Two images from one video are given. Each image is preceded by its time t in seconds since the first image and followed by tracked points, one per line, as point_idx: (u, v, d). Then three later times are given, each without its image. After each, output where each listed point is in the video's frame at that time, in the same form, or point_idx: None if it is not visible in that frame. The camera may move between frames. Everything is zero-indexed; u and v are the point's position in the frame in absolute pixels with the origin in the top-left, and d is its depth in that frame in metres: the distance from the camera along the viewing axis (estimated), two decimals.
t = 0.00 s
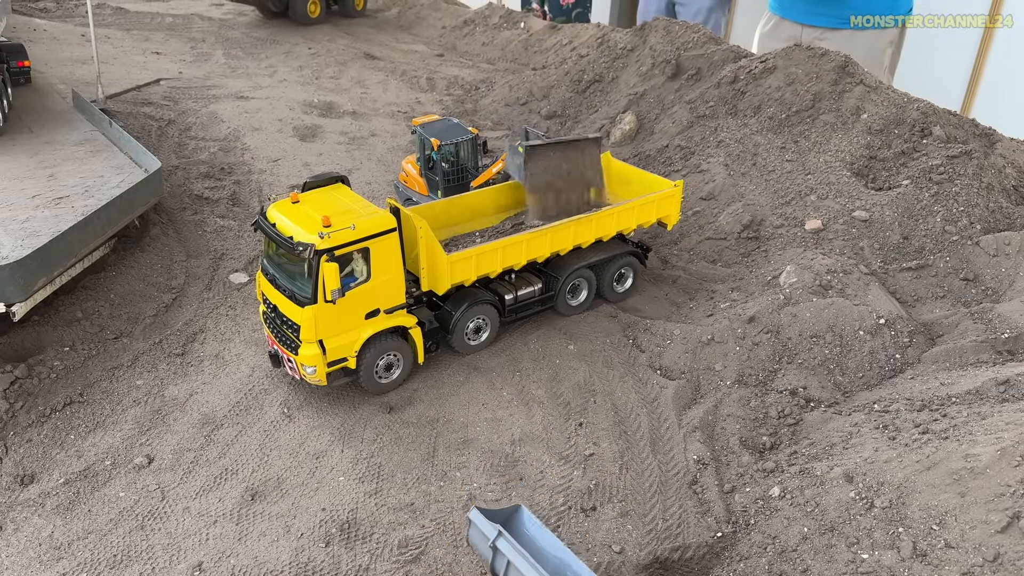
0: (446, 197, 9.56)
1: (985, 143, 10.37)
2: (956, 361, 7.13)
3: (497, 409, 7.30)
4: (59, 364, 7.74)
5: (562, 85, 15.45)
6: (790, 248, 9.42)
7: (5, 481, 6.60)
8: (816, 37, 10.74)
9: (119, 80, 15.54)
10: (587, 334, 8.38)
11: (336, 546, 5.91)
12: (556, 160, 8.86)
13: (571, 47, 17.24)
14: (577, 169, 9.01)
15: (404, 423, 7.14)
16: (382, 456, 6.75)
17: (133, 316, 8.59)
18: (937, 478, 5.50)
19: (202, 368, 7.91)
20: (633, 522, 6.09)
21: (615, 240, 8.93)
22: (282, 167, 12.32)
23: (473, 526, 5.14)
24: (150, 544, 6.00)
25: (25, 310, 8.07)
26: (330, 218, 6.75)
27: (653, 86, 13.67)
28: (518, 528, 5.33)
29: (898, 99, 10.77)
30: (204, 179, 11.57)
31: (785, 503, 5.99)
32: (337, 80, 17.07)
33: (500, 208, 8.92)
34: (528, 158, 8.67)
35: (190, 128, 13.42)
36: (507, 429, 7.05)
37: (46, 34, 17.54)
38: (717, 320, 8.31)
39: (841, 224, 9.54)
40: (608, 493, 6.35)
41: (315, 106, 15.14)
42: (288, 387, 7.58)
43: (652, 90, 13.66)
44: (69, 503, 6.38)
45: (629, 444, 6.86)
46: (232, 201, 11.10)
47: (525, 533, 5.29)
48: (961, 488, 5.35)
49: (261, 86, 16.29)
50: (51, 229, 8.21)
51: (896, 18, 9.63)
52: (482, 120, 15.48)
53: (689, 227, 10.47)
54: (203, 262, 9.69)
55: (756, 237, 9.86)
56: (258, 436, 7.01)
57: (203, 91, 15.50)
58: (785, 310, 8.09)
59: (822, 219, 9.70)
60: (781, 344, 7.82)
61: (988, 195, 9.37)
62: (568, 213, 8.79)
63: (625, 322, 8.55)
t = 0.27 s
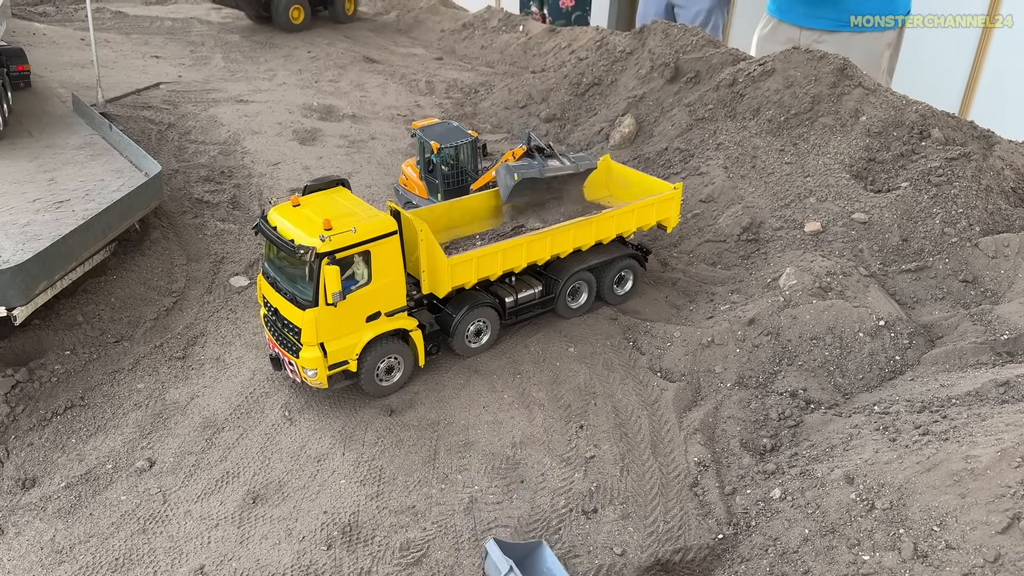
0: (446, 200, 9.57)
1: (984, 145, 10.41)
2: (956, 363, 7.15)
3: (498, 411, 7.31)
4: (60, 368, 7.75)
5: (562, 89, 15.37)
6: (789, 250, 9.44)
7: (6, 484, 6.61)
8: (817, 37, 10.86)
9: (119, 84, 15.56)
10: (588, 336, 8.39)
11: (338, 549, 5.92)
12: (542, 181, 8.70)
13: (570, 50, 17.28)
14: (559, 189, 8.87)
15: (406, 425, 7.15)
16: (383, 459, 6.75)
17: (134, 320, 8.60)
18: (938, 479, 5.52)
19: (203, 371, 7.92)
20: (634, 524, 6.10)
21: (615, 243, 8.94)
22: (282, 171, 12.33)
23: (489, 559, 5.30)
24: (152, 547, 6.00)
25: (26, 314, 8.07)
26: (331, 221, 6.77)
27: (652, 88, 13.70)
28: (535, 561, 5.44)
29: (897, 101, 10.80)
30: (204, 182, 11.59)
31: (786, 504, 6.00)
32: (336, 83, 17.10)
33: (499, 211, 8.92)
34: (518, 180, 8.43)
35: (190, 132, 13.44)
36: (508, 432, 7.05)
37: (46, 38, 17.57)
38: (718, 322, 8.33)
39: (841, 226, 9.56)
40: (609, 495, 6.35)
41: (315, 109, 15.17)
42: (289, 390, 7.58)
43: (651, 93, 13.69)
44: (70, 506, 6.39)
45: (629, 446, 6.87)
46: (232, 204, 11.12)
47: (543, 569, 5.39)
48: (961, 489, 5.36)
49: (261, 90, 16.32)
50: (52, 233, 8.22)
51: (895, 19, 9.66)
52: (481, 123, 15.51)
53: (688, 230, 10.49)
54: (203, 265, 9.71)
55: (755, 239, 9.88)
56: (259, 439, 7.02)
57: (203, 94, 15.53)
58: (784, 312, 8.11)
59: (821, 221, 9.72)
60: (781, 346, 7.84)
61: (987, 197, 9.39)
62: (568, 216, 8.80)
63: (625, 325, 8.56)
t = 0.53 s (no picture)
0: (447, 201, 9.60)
1: (983, 146, 10.44)
2: (956, 362, 7.18)
3: (500, 411, 7.33)
4: (62, 369, 7.76)
5: (562, 90, 15.45)
6: (789, 250, 9.47)
7: (10, 485, 6.62)
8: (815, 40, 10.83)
9: (119, 87, 15.60)
10: (589, 337, 8.41)
11: (341, 549, 5.93)
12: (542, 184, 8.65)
13: (570, 52, 17.33)
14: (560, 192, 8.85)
15: (408, 425, 7.17)
16: (386, 459, 6.77)
17: (136, 321, 8.62)
18: (939, 477, 5.53)
19: (205, 372, 7.93)
20: (636, 523, 6.11)
21: (615, 244, 8.96)
22: (283, 173, 12.36)
23: None
24: (155, 547, 6.02)
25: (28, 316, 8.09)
26: (333, 222, 6.79)
27: (652, 90, 13.75)
28: None
29: (896, 102, 10.83)
30: (205, 184, 11.61)
31: (788, 503, 6.02)
32: (336, 86, 17.13)
33: (500, 212, 8.94)
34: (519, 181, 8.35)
35: (191, 134, 13.46)
36: (510, 432, 7.07)
37: (46, 41, 17.61)
38: (718, 322, 8.35)
39: (841, 227, 9.59)
40: (611, 495, 6.37)
41: (315, 112, 15.21)
42: (292, 390, 7.60)
43: (650, 94, 13.74)
44: (73, 507, 6.40)
45: (631, 445, 6.89)
46: (233, 206, 11.14)
47: None
48: (963, 487, 5.38)
49: (261, 92, 16.35)
50: (54, 234, 8.24)
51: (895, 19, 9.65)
52: (481, 125, 15.55)
53: (688, 231, 10.52)
54: (205, 267, 9.73)
55: (755, 240, 9.91)
56: (262, 439, 7.04)
57: (204, 97, 15.56)
58: (785, 313, 8.13)
59: (821, 222, 9.75)
60: (782, 346, 7.86)
61: (986, 197, 9.42)
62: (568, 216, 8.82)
63: (626, 325, 8.58)
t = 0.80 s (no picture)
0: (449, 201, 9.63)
1: (983, 146, 10.46)
2: (957, 361, 7.20)
3: (502, 411, 7.35)
4: (66, 369, 7.79)
5: (562, 92, 15.49)
6: (790, 250, 9.50)
7: (14, 484, 6.64)
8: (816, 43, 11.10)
9: (121, 89, 15.64)
10: (591, 337, 8.42)
11: (345, 547, 5.95)
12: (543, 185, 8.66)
13: (570, 55, 17.38)
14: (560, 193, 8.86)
15: (410, 425, 7.18)
16: (389, 458, 6.79)
17: (139, 322, 8.64)
18: (941, 474, 5.55)
19: (209, 372, 7.96)
20: (639, 521, 6.12)
21: (617, 244, 8.98)
22: (285, 174, 12.39)
23: None
24: (159, 546, 6.03)
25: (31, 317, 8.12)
26: (336, 222, 6.82)
27: (652, 91, 13.79)
28: None
29: (896, 103, 10.85)
30: (207, 186, 11.64)
31: (790, 501, 6.03)
32: (338, 88, 17.18)
33: (501, 212, 8.97)
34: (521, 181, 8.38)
35: (193, 136, 13.50)
36: (512, 431, 7.09)
37: (48, 44, 17.67)
38: (720, 322, 8.37)
39: (841, 226, 9.62)
40: (614, 493, 6.39)
41: (317, 114, 15.25)
42: (295, 390, 7.62)
43: (651, 96, 13.78)
44: (77, 506, 6.42)
45: (633, 444, 6.91)
46: (236, 207, 11.17)
47: None
48: (964, 484, 5.39)
49: (263, 95, 16.39)
50: (57, 235, 8.27)
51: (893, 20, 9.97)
52: (482, 127, 15.59)
53: (689, 231, 10.54)
54: (207, 267, 9.75)
55: (757, 240, 9.93)
56: (265, 439, 7.06)
57: (205, 99, 15.60)
58: (786, 312, 8.15)
59: (822, 222, 9.77)
60: (784, 345, 7.88)
61: (987, 197, 9.44)
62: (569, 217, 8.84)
63: (628, 325, 8.59)
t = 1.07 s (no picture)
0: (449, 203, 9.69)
1: (981, 148, 10.50)
2: (955, 360, 7.24)
3: (501, 409, 7.40)
4: (68, 368, 7.84)
5: (563, 94, 15.57)
6: (789, 251, 9.54)
7: (17, 482, 6.70)
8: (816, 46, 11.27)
9: (124, 92, 15.73)
10: (590, 337, 8.47)
11: (345, 543, 5.99)
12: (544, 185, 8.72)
13: (571, 58, 17.46)
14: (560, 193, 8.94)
15: (410, 423, 7.23)
16: (389, 456, 6.83)
17: (141, 322, 8.70)
18: (937, 472, 5.59)
19: (210, 371, 8.01)
20: (637, 519, 6.16)
21: (616, 245, 9.03)
22: (287, 176, 12.46)
23: None
24: (161, 543, 6.08)
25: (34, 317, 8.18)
26: (337, 222, 6.88)
27: (652, 94, 13.85)
28: None
29: (895, 105, 10.89)
30: (209, 187, 11.71)
31: (787, 498, 6.07)
32: (339, 91, 17.26)
33: (501, 212, 9.02)
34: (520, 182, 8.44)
35: (195, 138, 13.57)
36: (512, 429, 7.14)
37: (51, 47, 17.76)
38: (718, 322, 8.41)
39: (840, 228, 9.66)
40: (612, 491, 6.43)
41: (318, 116, 15.33)
42: (295, 389, 7.67)
43: (651, 98, 13.84)
44: (80, 504, 6.47)
45: (632, 443, 6.95)
46: (237, 209, 11.23)
47: None
48: (960, 481, 5.43)
49: (264, 97, 16.47)
50: (60, 236, 8.34)
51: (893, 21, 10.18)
52: (483, 129, 15.66)
53: (689, 233, 10.59)
54: (209, 268, 9.81)
55: (756, 240, 9.98)
56: (266, 437, 7.10)
57: (208, 102, 15.68)
58: (784, 312, 8.19)
59: (820, 223, 9.82)
60: (782, 345, 7.92)
61: (984, 198, 9.48)
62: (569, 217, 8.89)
63: (627, 325, 8.64)
